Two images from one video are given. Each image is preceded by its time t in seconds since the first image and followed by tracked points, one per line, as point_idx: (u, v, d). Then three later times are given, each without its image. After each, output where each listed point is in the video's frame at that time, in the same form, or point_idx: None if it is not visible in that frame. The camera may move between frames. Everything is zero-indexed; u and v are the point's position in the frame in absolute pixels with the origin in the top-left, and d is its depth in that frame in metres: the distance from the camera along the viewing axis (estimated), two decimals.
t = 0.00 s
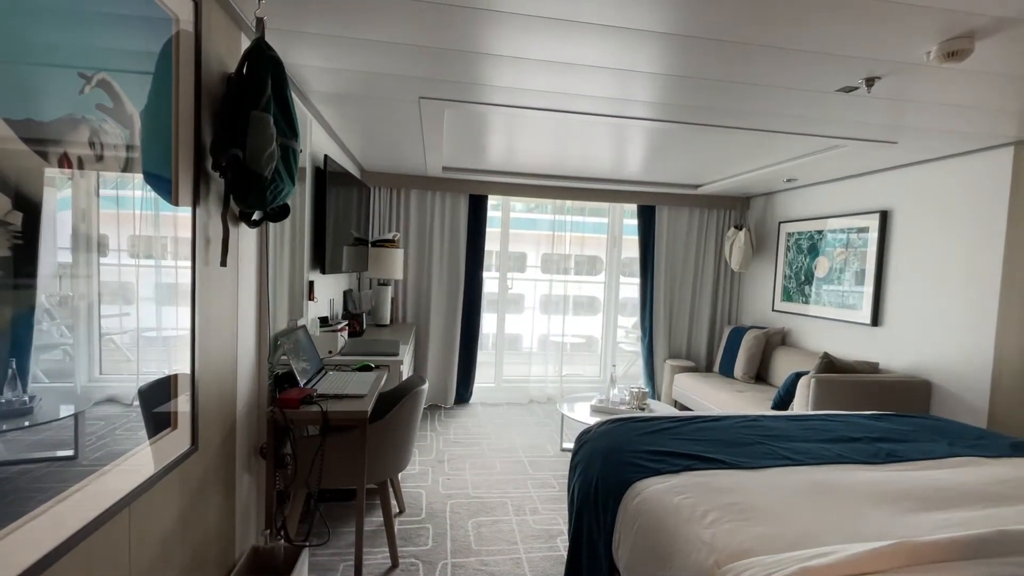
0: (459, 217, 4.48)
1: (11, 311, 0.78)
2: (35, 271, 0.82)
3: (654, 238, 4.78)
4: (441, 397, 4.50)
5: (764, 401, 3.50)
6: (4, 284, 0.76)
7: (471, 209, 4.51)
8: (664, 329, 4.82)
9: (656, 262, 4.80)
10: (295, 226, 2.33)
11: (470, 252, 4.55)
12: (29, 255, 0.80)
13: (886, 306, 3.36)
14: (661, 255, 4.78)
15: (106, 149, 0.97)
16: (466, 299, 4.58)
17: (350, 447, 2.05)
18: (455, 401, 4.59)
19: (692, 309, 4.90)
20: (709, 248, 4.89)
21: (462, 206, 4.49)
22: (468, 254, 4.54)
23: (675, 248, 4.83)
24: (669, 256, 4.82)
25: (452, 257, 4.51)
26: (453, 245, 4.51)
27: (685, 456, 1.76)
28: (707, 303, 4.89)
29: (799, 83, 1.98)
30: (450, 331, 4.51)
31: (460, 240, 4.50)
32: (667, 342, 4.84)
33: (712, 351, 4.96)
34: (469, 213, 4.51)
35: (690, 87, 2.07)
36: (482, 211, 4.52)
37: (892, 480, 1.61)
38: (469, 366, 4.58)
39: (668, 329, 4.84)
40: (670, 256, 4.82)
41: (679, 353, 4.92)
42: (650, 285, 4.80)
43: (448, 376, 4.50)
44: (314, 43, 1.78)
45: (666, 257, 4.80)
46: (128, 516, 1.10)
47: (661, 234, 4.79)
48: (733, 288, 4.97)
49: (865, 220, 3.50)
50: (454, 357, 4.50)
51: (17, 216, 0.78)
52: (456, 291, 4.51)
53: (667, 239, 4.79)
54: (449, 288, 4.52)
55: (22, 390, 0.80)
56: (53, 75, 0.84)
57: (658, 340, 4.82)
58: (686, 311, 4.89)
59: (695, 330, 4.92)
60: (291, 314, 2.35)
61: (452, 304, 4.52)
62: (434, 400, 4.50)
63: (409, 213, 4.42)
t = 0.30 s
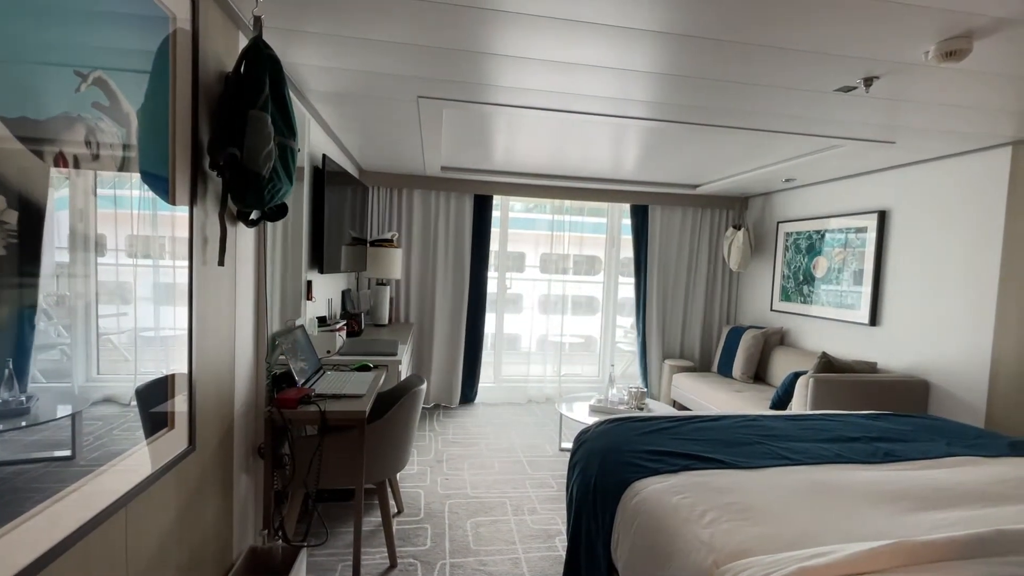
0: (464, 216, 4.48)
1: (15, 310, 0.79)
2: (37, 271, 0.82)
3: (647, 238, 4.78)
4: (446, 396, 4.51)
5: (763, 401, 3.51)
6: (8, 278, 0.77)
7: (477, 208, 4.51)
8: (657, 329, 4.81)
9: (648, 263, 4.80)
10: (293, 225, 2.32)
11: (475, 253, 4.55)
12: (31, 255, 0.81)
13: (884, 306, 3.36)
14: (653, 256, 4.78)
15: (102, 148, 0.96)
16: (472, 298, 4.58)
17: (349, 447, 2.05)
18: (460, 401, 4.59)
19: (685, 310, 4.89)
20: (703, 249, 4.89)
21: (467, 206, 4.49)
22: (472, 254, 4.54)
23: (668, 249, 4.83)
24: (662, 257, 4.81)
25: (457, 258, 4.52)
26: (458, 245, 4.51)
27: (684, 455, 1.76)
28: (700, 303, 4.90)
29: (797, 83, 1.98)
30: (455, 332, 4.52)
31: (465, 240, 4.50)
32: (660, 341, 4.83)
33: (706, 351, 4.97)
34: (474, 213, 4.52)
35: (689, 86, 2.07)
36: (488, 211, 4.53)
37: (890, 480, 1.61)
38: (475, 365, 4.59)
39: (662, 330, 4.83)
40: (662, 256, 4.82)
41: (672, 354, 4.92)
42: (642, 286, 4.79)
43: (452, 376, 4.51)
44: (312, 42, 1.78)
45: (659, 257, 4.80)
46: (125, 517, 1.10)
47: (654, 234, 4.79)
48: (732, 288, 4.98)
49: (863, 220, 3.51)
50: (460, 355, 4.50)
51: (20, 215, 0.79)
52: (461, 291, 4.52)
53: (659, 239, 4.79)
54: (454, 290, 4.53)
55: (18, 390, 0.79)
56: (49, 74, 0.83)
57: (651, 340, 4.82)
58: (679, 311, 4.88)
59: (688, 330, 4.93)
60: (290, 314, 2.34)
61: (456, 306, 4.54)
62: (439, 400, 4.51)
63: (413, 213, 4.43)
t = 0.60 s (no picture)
0: (468, 217, 4.49)
1: (19, 307, 0.79)
2: (37, 268, 0.83)
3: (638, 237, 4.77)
4: (451, 397, 4.51)
5: (760, 400, 3.51)
6: (13, 274, 0.78)
7: (482, 208, 4.51)
8: (649, 329, 4.80)
9: (640, 263, 4.79)
10: (290, 225, 2.32)
11: (479, 253, 4.54)
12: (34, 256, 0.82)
13: (881, 306, 3.37)
14: (644, 256, 4.77)
15: (97, 146, 0.95)
16: (477, 298, 4.58)
17: (347, 447, 2.04)
18: (466, 401, 4.59)
19: (675, 310, 4.87)
20: (696, 249, 4.89)
21: (472, 206, 4.50)
22: (477, 255, 4.53)
23: (661, 249, 4.82)
24: (653, 258, 4.80)
25: (461, 258, 4.52)
26: (462, 246, 4.51)
27: (682, 455, 1.76)
28: (693, 302, 4.89)
29: (795, 83, 1.98)
30: (460, 332, 4.53)
31: (469, 239, 4.50)
32: (652, 341, 4.82)
33: (698, 350, 4.97)
34: (479, 213, 4.51)
35: (687, 86, 2.07)
36: (493, 211, 4.52)
37: (888, 479, 1.61)
38: (480, 365, 4.59)
39: (654, 328, 4.82)
40: (654, 256, 4.80)
41: (663, 355, 4.91)
42: (635, 285, 4.79)
43: (458, 375, 4.51)
44: (310, 41, 1.77)
45: (651, 257, 4.78)
46: (121, 517, 1.09)
47: (645, 233, 4.78)
48: (729, 287, 4.99)
49: (861, 220, 3.51)
50: (464, 355, 4.51)
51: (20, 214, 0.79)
52: (465, 291, 4.52)
53: (652, 239, 4.79)
54: (459, 291, 4.53)
55: (14, 390, 0.79)
56: (44, 72, 0.82)
57: (643, 340, 4.82)
58: (675, 311, 4.88)
59: (680, 329, 4.92)
60: (287, 314, 2.34)
61: (461, 308, 4.54)
62: (444, 400, 4.52)
63: (417, 214, 4.43)
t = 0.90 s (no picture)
0: (473, 217, 4.50)
1: (20, 307, 0.80)
2: (38, 262, 0.84)
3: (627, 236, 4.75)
4: (457, 397, 4.52)
5: (759, 399, 3.52)
6: (17, 273, 0.79)
7: (486, 208, 4.52)
8: (642, 327, 4.79)
9: (636, 262, 4.79)
10: (288, 224, 2.31)
11: (484, 253, 4.55)
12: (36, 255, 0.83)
13: (878, 305, 3.38)
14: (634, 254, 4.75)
15: (94, 145, 0.95)
16: (481, 298, 4.58)
17: (346, 446, 2.04)
18: (471, 401, 4.60)
19: (666, 307, 4.86)
20: (692, 248, 4.89)
21: (476, 206, 4.51)
22: (482, 255, 4.54)
23: (654, 248, 4.83)
24: (647, 258, 4.81)
25: (466, 259, 4.53)
26: (467, 246, 4.52)
27: (680, 454, 1.77)
28: (688, 301, 4.90)
29: (793, 83, 1.98)
30: (464, 331, 4.54)
31: (474, 239, 4.51)
32: (648, 340, 4.82)
33: (694, 349, 4.97)
34: (483, 212, 4.53)
35: (686, 85, 2.07)
36: (497, 211, 4.54)
37: (885, 478, 1.62)
38: (484, 364, 4.59)
39: (648, 326, 4.82)
40: (645, 254, 4.79)
41: (658, 353, 4.90)
42: (627, 284, 4.77)
43: (463, 374, 4.53)
44: (307, 40, 1.77)
45: (647, 256, 4.79)
46: (118, 517, 1.09)
47: (639, 229, 4.77)
48: (727, 286, 5.00)
49: (858, 219, 3.52)
50: (469, 356, 4.53)
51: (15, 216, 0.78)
52: (470, 290, 4.53)
53: (648, 238, 4.79)
54: (464, 291, 4.55)
55: (9, 390, 0.78)
56: (40, 70, 0.82)
57: (637, 338, 4.82)
58: (673, 310, 4.89)
59: (675, 327, 4.92)
60: (285, 313, 2.33)
61: (466, 308, 4.56)
62: (449, 399, 4.53)
63: (422, 214, 4.44)
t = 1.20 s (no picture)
0: (479, 217, 4.51)
1: (25, 306, 0.82)
2: (41, 259, 0.84)
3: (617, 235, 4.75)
4: (462, 396, 4.54)
5: (757, 398, 3.53)
6: (22, 272, 0.81)
7: (491, 208, 4.54)
8: (633, 325, 4.79)
9: (633, 261, 4.79)
10: (286, 223, 2.31)
11: (489, 253, 4.56)
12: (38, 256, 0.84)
13: (876, 304, 3.39)
14: (623, 254, 4.75)
15: (90, 144, 0.94)
16: (486, 298, 4.59)
17: (345, 445, 2.04)
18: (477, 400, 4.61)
19: (656, 306, 4.86)
20: (690, 247, 4.90)
21: (481, 206, 4.52)
22: (487, 256, 4.56)
23: (647, 248, 4.83)
24: (643, 258, 4.82)
25: (471, 260, 4.55)
26: (473, 246, 4.53)
27: (678, 453, 1.77)
28: (687, 300, 4.90)
29: (791, 82, 1.98)
30: (470, 331, 4.56)
31: (480, 239, 4.53)
32: (644, 339, 4.83)
33: (690, 347, 4.98)
34: (489, 212, 4.54)
35: (684, 84, 2.07)
36: (501, 211, 4.54)
37: (882, 477, 1.62)
38: (489, 363, 4.60)
39: (644, 326, 4.83)
40: (635, 253, 4.79)
41: (652, 351, 4.89)
42: (616, 283, 4.77)
43: (468, 373, 4.54)
44: (304, 39, 1.76)
45: (643, 256, 4.81)
46: (115, 517, 1.08)
47: (631, 228, 4.77)
48: (724, 285, 5.01)
49: (855, 219, 3.53)
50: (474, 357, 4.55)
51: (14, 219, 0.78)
52: (475, 290, 4.55)
53: (646, 238, 4.81)
54: (469, 292, 4.56)
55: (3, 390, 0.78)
56: (35, 68, 0.81)
57: (628, 336, 4.81)
58: (672, 309, 4.90)
59: (670, 326, 4.91)
60: (283, 313, 2.33)
61: (471, 308, 4.57)
62: (454, 399, 4.55)
63: (428, 213, 4.45)
